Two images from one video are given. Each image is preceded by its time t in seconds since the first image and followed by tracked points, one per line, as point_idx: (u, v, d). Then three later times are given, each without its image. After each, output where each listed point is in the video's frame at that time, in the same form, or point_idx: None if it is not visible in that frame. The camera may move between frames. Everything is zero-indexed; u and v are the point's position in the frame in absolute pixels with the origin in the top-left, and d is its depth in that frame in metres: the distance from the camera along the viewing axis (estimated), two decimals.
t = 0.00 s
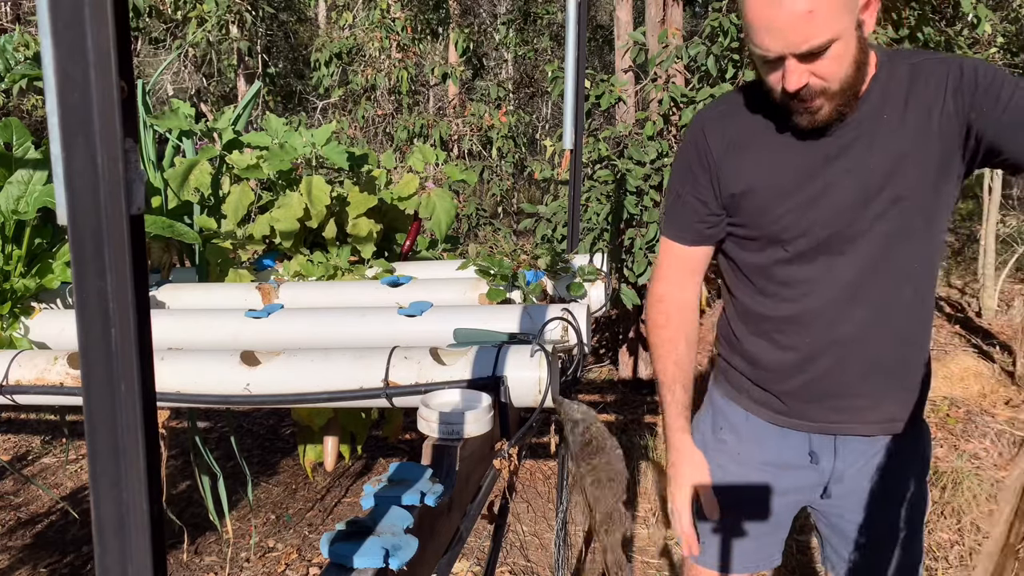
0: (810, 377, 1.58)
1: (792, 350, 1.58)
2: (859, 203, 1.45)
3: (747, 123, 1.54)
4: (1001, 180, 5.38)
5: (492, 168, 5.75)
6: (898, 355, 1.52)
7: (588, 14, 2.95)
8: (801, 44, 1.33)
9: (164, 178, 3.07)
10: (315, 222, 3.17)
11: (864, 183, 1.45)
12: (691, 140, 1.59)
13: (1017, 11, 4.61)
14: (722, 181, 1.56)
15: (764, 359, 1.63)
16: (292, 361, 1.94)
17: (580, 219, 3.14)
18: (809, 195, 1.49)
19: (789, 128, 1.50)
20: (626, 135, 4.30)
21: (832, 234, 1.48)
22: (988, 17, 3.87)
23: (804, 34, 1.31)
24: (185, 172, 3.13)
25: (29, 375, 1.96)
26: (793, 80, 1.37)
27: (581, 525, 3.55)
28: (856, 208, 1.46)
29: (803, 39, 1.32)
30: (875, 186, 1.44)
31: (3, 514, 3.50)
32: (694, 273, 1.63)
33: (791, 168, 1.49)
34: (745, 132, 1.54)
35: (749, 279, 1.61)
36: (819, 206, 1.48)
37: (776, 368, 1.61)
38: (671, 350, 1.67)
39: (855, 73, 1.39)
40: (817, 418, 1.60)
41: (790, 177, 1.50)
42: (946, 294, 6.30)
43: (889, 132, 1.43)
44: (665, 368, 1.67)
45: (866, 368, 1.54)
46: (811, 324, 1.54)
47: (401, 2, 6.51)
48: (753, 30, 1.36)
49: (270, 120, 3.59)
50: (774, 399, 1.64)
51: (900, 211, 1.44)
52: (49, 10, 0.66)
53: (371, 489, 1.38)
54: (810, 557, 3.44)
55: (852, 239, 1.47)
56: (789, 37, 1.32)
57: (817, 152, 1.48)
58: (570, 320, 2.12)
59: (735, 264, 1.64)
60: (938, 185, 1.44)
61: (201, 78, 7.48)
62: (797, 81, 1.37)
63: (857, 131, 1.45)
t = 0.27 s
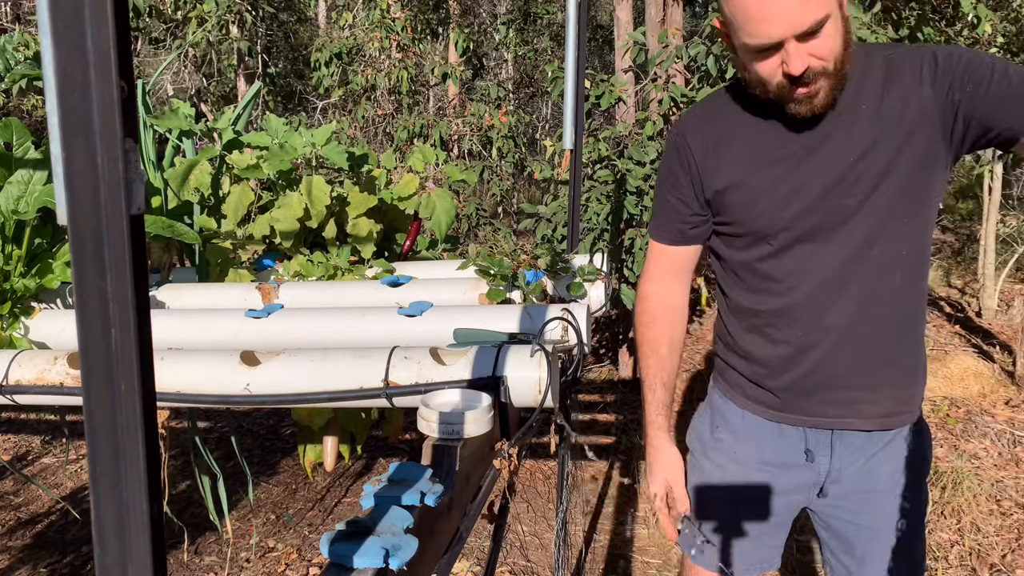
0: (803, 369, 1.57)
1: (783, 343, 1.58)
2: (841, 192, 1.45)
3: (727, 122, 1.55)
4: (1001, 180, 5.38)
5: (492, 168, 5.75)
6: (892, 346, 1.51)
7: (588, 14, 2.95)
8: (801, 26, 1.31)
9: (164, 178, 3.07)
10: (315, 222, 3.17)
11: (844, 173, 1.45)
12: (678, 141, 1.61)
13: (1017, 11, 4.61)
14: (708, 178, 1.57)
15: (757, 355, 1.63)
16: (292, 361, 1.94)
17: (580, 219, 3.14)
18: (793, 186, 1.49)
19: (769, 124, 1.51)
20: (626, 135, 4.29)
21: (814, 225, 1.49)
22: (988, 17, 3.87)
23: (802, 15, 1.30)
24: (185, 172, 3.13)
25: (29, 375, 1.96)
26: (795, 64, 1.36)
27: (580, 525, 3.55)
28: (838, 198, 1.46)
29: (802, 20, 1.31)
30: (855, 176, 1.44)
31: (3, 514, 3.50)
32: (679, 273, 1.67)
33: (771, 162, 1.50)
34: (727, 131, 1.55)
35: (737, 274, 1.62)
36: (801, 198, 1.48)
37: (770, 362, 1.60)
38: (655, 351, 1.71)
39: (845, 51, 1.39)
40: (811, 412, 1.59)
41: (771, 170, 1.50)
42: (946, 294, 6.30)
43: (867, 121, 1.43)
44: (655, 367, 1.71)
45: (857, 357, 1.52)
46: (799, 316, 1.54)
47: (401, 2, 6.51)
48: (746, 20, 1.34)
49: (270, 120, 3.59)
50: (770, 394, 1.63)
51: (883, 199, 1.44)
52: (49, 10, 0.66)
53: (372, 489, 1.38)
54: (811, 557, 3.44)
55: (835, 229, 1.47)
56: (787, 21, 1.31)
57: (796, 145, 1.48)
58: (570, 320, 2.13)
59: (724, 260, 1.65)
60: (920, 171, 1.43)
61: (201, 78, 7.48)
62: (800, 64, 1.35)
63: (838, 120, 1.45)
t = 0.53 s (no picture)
0: (813, 360, 1.55)
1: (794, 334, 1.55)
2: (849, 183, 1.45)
3: (733, 113, 1.51)
4: (1001, 180, 5.38)
5: (492, 168, 5.75)
6: (898, 334, 1.51)
7: (588, 14, 2.95)
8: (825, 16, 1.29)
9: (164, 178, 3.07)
10: (315, 222, 3.17)
11: (853, 163, 1.44)
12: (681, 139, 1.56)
13: (1017, 11, 4.61)
14: (713, 175, 1.53)
15: (762, 349, 1.61)
16: (292, 361, 1.94)
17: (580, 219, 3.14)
18: (802, 180, 1.47)
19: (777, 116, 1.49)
20: (626, 135, 4.29)
21: (825, 217, 1.47)
22: (988, 17, 3.87)
23: (824, 6, 1.28)
24: (185, 173, 3.13)
25: (29, 375, 1.96)
26: (821, 54, 1.33)
27: (580, 525, 3.56)
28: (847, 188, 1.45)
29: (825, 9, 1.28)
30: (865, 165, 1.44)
31: (4, 514, 3.50)
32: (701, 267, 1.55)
33: (780, 153, 1.48)
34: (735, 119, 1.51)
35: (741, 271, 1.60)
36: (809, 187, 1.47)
37: (781, 354, 1.58)
38: (694, 350, 1.55)
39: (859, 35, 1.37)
40: (817, 402, 1.58)
41: (779, 162, 1.48)
42: (946, 294, 6.30)
43: (874, 110, 1.43)
44: (698, 369, 1.54)
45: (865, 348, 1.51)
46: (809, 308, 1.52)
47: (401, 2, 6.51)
48: (766, 13, 1.31)
49: (270, 120, 3.59)
50: (777, 387, 1.61)
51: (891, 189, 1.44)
52: (49, 11, 0.66)
53: (371, 489, 1.38)
54: (811, 558, 3.44)
55: (846, 219, 1.46)
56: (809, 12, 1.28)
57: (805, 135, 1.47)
58: (570, 320, 2.13)
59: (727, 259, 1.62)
60: (925, 159, 1.44)
61: (201, 78, 7.48)
62: (827, 54, 1.33)
63: (845, 114, 1.44)
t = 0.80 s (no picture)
0: (851, 359, 1.60)
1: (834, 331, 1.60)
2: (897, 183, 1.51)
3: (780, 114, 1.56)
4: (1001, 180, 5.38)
5: (492, 168, 5.75)
6: (933, 333, 1.58)
7: (588, 14, 2.95)
8: (871, 17, 1.32)
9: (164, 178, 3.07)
10: (315, 222, 3.17)
11: (896, 162, 1.50)
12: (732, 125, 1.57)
13: (1017, 11, 4.60)
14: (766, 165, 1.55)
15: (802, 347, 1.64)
16: (292, 361, 1.94)
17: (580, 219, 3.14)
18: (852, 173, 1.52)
19: (821, 117, 1.54)
20: (626, 135, 4.29)
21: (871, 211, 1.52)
22: (988, 17, 3.87)
23: (872, 6, 1.30)
24: (185, 172, 3.13)
25: (29, 375, 1.96)
26: (866, 50, 1.36)
27: (580, 525, 3.56)
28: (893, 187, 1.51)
29: (873, 11, 1.31)
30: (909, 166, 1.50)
31: (3, 514, 3.50)
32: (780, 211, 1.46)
33: (828, 154, 1.53)
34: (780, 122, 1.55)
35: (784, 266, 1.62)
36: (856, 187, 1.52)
37: (818, 354, 1.63)
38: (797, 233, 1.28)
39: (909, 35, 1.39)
40: (848, 403, 1.63)
41: (827, 163, 1.53)
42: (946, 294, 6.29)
43: (915, 115, 1.50)
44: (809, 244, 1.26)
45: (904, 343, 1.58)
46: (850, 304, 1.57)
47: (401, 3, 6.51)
48: (817, 7, 1.34)
49: (270, 120, 3.59)
50: (812, 386, 1.65)
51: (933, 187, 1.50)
52: (49, 11, 0.66)
53: (372, 489, 1.38)
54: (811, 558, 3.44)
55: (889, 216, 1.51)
56: (855, 11, 1.31)
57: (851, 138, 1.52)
58: (570, 320, 2.13)
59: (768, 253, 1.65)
60: (962, 159, 1.51)
61: (201, 78, 7.48)
62: (873, 51, 1.36)
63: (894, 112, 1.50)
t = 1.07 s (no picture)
0: (886, 357, 1.66)
1: (871, 329, 1.65)
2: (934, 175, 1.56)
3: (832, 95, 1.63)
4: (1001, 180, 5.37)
5: (492, 168, 5.75)
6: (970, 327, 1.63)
7: (588, 14, 2.95)
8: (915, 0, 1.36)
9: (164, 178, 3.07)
10: (315, 222, 3.17)
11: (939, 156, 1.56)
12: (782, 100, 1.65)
13: (1017, 11, 4.60)
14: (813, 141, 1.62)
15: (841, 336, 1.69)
16: (292, 361, 1.94)
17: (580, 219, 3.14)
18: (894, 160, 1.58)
19: (869, 104, 1.60)
20: (626, 135, 4.29)
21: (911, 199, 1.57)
22: (987, 17, 3.87)
23: None
24: (185, 172, 3.13)
25: (29, 375, 1.96)
26: (907, 34, 1.40)
27: (580, 525, 3.56)
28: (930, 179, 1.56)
29: None
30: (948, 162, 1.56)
31: (3, 514, 3.50)
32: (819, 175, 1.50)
33: (871, 138, 1.59)
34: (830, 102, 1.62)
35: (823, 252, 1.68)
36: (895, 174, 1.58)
37: (855, 347, 1.68)
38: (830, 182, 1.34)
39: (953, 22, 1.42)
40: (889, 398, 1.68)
41: (869, 148, 1.60)
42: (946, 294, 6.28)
43: (960, 114, 1.55)
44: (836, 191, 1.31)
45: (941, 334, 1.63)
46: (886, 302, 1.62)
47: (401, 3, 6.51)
48: None
49: (270, 120, 3.59)
50: (847, 380, 1.70)
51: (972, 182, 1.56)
52: (49, 11, 0.66)
53: (371, 489, 1.38)
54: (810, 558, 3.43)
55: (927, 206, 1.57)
56: None
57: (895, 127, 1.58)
58: (570, 320, 2.13)
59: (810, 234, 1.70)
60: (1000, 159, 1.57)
61: (201, 78, 7.48)
62: (912, 35, 1.39)
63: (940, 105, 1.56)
